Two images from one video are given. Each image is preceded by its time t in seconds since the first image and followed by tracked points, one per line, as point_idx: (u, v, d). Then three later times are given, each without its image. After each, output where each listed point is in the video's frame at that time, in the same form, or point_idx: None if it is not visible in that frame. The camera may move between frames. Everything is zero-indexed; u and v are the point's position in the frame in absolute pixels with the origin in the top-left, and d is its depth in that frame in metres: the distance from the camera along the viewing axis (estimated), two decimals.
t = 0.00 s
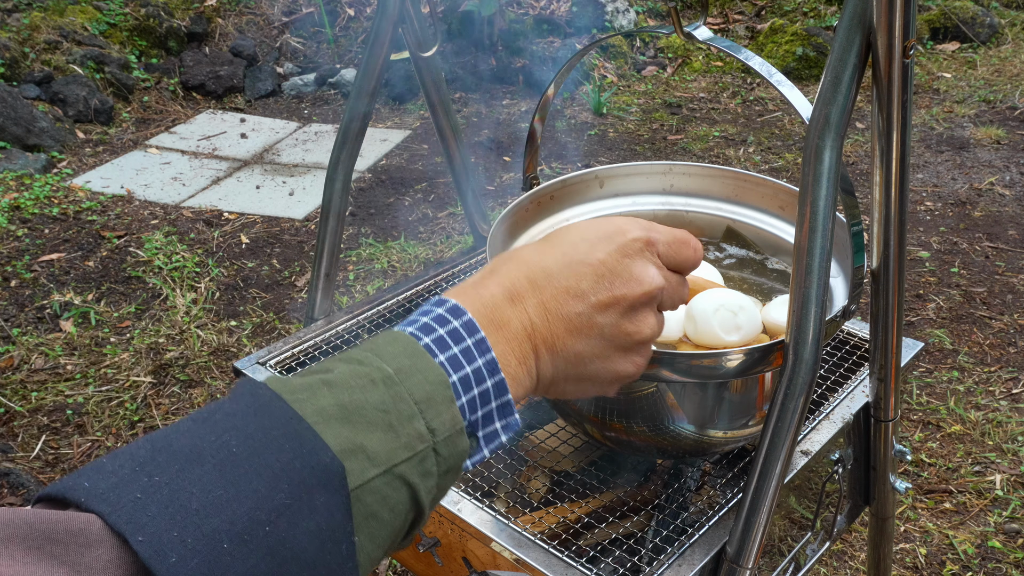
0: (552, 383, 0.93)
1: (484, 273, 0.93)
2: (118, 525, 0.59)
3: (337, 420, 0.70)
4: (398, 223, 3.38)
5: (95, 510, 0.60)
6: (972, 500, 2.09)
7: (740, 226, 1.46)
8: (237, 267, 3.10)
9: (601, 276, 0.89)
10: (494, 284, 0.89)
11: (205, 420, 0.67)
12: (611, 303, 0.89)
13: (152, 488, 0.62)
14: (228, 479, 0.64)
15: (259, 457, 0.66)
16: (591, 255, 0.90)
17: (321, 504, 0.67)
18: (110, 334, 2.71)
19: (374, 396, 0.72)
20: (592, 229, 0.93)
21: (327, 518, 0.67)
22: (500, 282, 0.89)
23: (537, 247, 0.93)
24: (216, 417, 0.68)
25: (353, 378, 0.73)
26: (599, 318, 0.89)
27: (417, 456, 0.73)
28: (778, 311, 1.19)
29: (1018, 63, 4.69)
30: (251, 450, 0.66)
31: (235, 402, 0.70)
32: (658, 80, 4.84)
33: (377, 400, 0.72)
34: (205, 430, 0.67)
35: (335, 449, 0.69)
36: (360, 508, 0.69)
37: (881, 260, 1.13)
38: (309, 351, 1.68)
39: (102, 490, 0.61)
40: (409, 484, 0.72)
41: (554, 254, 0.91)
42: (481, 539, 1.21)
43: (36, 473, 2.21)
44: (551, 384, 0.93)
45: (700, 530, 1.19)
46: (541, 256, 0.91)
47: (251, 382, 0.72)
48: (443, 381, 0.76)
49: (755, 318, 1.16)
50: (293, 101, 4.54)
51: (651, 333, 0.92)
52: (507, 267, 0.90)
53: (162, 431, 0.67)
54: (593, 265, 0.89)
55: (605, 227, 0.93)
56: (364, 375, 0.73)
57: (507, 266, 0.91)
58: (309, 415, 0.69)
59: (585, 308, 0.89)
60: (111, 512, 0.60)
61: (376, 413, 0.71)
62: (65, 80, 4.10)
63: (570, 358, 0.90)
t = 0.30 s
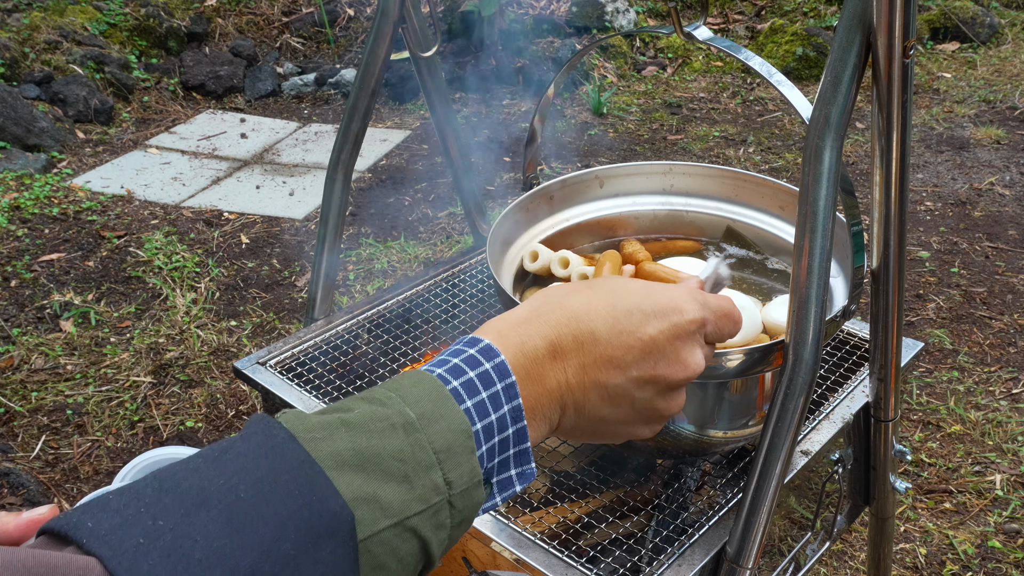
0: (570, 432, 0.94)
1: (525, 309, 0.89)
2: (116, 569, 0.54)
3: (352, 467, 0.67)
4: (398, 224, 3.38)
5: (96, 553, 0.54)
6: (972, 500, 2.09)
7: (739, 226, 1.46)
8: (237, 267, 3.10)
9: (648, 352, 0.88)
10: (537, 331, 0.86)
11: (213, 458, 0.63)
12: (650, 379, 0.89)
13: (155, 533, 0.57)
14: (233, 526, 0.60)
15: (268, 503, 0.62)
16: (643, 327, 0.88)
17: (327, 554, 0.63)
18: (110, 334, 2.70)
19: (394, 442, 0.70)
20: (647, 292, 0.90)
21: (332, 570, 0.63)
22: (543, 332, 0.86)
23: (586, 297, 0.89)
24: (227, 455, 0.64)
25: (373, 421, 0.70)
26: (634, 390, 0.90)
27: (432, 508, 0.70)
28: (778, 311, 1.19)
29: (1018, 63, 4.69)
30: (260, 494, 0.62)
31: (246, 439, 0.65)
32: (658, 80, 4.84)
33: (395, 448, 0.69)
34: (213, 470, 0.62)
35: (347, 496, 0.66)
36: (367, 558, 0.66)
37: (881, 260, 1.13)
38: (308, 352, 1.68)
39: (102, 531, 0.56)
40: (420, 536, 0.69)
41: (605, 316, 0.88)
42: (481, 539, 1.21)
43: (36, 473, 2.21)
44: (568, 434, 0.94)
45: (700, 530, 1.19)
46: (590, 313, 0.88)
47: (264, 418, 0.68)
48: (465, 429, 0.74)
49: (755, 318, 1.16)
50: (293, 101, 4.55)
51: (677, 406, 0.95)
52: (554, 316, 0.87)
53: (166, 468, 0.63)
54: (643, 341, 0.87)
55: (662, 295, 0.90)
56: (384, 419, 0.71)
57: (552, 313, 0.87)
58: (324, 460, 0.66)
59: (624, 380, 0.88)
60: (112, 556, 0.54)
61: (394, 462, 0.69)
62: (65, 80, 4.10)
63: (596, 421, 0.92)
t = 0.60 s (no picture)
0: (574, 404, 0.92)
1: (508, 284, 0.87)
2: (109, 557, 0.54)
3: (346, 449, 0.67)
4: (398, 223, 3.38)
5: (86, 543, 0.55)
6: (972, 500, 2.09)
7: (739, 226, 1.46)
8: (237, 267, 3.10)
9: (637, 306, 0.88)
10: (528, 301, 0.84)
11: (206, 447, 0.63)
12: (646, 333, 0.89)
13: (147, 521, 0.57)
14: (226, 512, 0.60)
15: (261, 489, 0.62)
16: (627, 282, 0.89)
17: (324, 538, 0.63)
18: (110, 334, 2.70)
19: (388, 424, 0.69)
20: (624, 250, 0.91)
21: (329, 556, 0.63)
22: (536, 301, 0.84)
23: (569, 267, 0.88)
24: (219, 442, 0.64)
25: (366, 405, 0.70)
26: (630, 347, 0.89)
27: (430, 489, 0.69)
28: (778, 311, 1.20)
29: (1018, 63, 4.69)
30: (253, 480, 0.62)
31: (239, 426, 0.65)
32: (658, 80, 4.84)
33: (390, 430, 0.69)
34: (206, 458, 0.62)
35: (342, 480, 0.65)
36: (365, 542, 0.66)
37: (881, 260, 1.13)
38: (308, 352, 1.68)
39: (95, 521, 0.56)
40: (419, 517, 0.69)
41: (589, 277, 0.87)
42: (481, 539, 1.21)
43: (36, 473, 2.21)
44: (572, 406, 0.92)
45: (700, 530, 1.19)
46: (575, 276, 0.87)
47: (257, 406, 0.68)
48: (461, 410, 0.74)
49: (755, 319, 1.16)
50: (293, 101, 4.55)
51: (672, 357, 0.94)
52: (541, 284, 0.86)
53: (160, 458, 0.63)
54: (631, 294, 0.88)
55: (642, 250, 0.91)
56: (377, 401, 0.70)
57: (538, 282, 0.86)
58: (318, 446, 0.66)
59: (622, 338, 0.88)
60: (104, 545, 0.55)
61: (389, 443, 0.68)
62: (65, 80, 4.10)
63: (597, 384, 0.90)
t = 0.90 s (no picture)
0: (572, 372, 0.93)
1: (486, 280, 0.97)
2: (99, 499, 0.60)
3: (330, 408, 0.71)
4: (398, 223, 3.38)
5: (77, 489, 0.61)
6: (972, 500, 2.09)
7: (739, 226, 1.46)
8: (237, 267, 3.10)
9: (583, 249, 0.91)
10: (492, 282, 0.92)
11: (198, 410, 0.69)
12: (605, 271, 0.89)
13: (137, 470, 0.63)
14: (215, 463, 0.65)
15: (247, 441, 0.67)
16: (572, 232, 0.92)
17: (312, 488, 0.67)
18: (110, 334, 2.70)
19: (371, 387, 0.73)
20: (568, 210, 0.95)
21: (319, 506, 0.67)
22: (496, 279, 0.92)
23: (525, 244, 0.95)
24: (209, 407, 0.70)
25: (349, 372, 0.75)
26: (597, 288, 0.90)
27: (417, 447, 0.73)
28: (778, 311, 1.19)
29: (1018, 63, 4.68)
30: (242, 436, 0.68)
31: (229, 394, 0.71)
32: (658, 80, 4.84)
33: (373, 392, 0.73)
34: (196, 418, 0.68)
35: (329, 437, 0.70)
36: (356, 497, 0.69)
37: (881, 260, 1.13)
38: (308, 351, 1.68)
39: (86, 472, 0.62)
40: (406, 473, 0.72)
41: (538, 242, 0.93)
42: (481, 539, 1.21)
43: (36, 473, 2.21)
44: (572, 370, 0.92)
45: (700, 530, 1.19)
46: (527, 247, 0.94)
47: (250, 379, 0.74)
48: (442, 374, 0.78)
49: (755, 319, 1.15)
50: (293, 101, 4.55)
51: (653, 293, 0.91)
52: (501, 265, 0.94)
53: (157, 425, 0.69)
54: (574, 243, 0.91)
55: (581, 204, 0.94)
56: (361, 370, 0.75)
57: (501, 265, 0.94)
58: (305, 407, 0.71)
59: (582, 284, 0.90)
60: (94, 489, 0.60)
61: (372, 404, 0.72)
62: (65, 80, 4.10)
63: (582, 336, 0.90)
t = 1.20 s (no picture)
0: (566, 386, 0.94)
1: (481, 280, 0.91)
2: (96, 548, 0.55)
3: (331, 438, 0.67)
4: (398, 223, 3.38)
5: (78, 534, 0.56)
6: (972, 500, 2.09)
7: (740, 226, 1.46)
8: (237, 267, 3.10)
9: (597, 273, 0.88)
10: (493, 290, 0.87)
11: (195, 442, 0.64)
12: (616, 298, 0.88)
13: (138, 512, 0.58)
14: (216, 503, 0.61)
15: (249, 477, 0.63)
16: (585, 251, 0.88)
17: (315, 527, 0.64)
18: (110, 334, 2.70)
19: (371, 414, 0.69)
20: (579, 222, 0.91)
21: (321, 545, 0.64)
22: (501, 289, 0.87)
23: (529, 250, 0.90)
24: (208, 438, 0.65)
25: (350, 397, 0.70)
26: (605, 314, 0.89)
27: (418, 477, 0.70)
28: (778, 311, 1.19)
29: (1018, 63, 4.68)
30: (243, 471, 0.63)
31: (228, 422, 0.66)
32: (658, 80, 4.84)
33: (376, 419, 0.69)
34: (196, 451, 0.63)
35: (331, 470, 0.66)
36: (356, 533, 0.66)
37: (881, 260, 1.13)
38: (308, 352, 1.68)
39: (84, 515, 0.57)
40: (407, 505, 0.69)
41: (548, 256, 0.88)
42: (481, 539, 1.21)
43: (36, 473, 2.21)
44: (566, 384, 0.93)
45: (700, 530, 1.19)
46: (535, 259, 0.89)
47: (248, 403, 0.69)
48: (442, 397, 0.74)
49: (755, 319, 1.15)
50: (293, 101, 4.55)
51: (656, 321, 0.93)
52: (506, 273, 0.88)
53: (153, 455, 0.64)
54: (588, 264, 0.88)
55: (598, 222, 0.90)
56: (362, 393, 0.70)
57: (504, 272, 0.89)
58: (305, 438, 0.66)
59: (591, 309, 0.88)
60: (91, 536, 0.56)
61: (374, 432, 0.69)
62: (65, 80, 4.10)
63: (582, 357, 0.91)
